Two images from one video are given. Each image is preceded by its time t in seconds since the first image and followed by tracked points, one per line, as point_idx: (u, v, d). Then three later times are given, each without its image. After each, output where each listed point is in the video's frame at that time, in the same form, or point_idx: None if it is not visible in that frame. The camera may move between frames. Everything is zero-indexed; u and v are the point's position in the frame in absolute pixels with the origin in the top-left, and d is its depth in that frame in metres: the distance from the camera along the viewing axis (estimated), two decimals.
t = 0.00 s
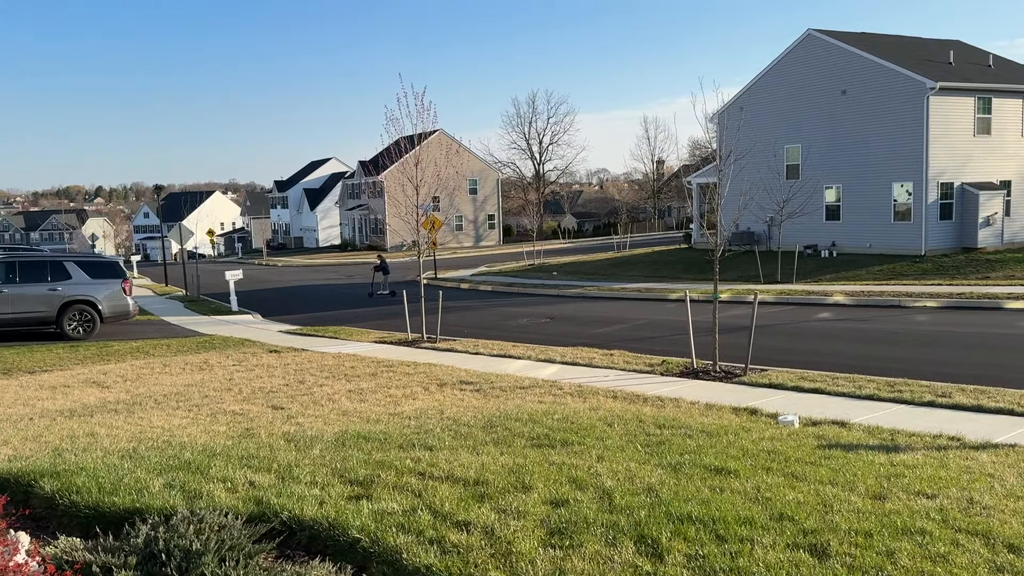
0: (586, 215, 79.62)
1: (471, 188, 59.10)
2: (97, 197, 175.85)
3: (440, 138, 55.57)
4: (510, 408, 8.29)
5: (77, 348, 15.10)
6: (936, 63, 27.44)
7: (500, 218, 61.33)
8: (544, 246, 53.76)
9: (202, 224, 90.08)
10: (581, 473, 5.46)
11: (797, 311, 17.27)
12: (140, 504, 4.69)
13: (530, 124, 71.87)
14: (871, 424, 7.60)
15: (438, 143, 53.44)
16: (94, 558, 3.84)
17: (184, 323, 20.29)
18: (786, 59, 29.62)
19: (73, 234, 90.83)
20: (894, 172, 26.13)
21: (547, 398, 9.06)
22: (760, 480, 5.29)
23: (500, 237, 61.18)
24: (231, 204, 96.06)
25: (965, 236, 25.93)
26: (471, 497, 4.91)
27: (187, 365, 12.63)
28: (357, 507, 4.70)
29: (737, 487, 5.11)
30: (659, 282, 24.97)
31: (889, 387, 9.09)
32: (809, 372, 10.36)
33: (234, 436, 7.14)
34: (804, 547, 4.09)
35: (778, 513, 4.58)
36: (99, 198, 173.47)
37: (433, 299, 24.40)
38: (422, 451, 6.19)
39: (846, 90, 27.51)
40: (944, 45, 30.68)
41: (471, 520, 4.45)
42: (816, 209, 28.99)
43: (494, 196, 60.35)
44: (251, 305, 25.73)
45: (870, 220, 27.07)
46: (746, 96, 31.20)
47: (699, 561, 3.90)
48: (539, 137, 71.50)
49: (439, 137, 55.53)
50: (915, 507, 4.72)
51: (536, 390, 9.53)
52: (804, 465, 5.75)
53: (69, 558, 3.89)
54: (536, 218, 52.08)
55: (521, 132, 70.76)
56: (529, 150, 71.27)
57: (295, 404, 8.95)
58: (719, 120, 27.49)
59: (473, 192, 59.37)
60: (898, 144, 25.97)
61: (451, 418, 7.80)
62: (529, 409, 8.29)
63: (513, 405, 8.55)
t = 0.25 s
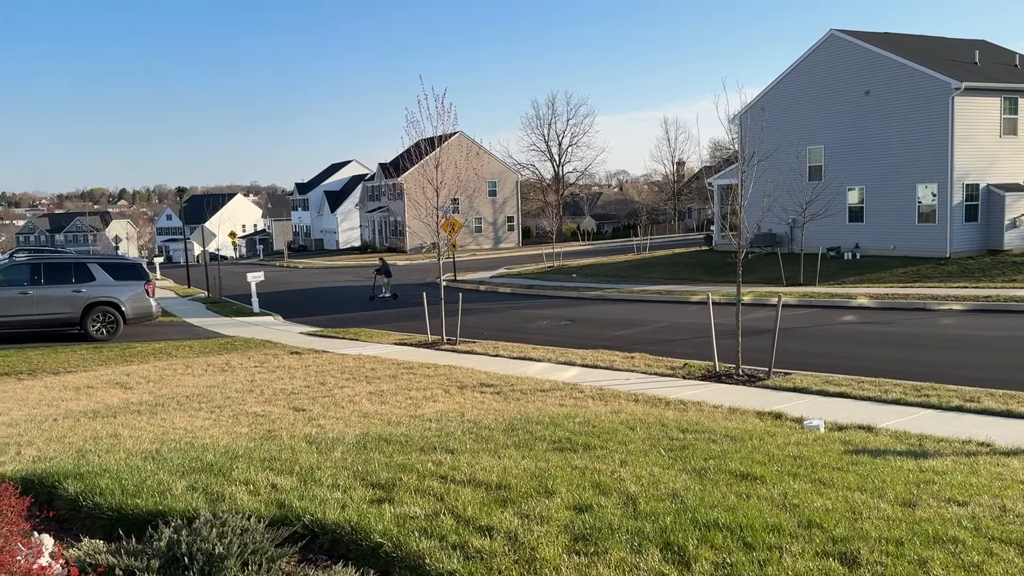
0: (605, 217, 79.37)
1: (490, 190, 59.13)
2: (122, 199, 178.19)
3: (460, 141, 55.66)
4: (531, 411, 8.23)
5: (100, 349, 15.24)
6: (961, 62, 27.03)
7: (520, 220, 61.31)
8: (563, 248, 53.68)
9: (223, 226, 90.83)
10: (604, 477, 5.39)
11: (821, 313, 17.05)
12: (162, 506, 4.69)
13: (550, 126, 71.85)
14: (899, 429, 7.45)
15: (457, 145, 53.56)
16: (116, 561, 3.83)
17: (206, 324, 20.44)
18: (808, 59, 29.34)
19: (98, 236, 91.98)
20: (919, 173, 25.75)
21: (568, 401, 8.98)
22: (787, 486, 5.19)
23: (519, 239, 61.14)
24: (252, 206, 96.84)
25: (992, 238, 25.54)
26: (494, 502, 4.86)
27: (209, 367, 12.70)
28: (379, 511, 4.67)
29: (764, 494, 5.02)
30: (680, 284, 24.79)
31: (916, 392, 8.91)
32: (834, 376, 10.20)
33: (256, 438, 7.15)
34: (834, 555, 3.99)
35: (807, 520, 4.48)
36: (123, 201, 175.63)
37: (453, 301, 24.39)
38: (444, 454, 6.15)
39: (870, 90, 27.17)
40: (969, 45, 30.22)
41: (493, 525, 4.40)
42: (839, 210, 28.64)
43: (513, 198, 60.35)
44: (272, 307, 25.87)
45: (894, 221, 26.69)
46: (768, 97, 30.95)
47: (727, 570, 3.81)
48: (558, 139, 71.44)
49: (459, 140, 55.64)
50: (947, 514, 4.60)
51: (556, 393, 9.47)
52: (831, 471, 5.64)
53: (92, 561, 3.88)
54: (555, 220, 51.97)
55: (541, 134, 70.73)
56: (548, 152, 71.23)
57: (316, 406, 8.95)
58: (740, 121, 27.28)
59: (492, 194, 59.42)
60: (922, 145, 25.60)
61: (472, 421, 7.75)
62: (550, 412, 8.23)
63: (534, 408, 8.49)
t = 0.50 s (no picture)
0: (625, 219, 79.15)
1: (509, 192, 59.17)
2: (146, 201, 180.72)
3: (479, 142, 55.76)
4: (551, 414, 8.20)
5: (124, 349, 15.44)
6: (987, 62, 26.61)
7: (539, 222, 61.29)
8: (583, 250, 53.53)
9: (246, 228, 91.73)
10: (625, 482, 5.36)
11: (844, 316, 16.84)
12: (185, 508, 4.73)
13: (570, 128, 71.80)
14: (924, 434, 7.33)
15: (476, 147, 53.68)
16: (138, 563, 3.86)
17: (228, 325, 20.64)
18: (831, 60, 29.04)
19: (123, 237, 93.37)
20: (944, 175, 25.37)
21: (588, 404, 8.94)
22: (811, 492, 5.12)
23: (539, 240, 61.09)
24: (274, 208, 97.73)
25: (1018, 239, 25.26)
26: (514, 506, 4.84)
27: (230, 368, 12.82)
28: (399, 514, 4.67)
29: (787, 500, 4.96)
30: (700, 286, 24.63)
31: (942, 397, 8.77)
32: (857, 380, 10.07)
33: (277, 439, 7.19)
34: (859, 564, 3.92)
35: (832, 527, 4.41)
36: (147, 203, 177.91)
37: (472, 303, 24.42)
38: (464, 457, 6.14)
39: (893, 91, 26.82)
40: (996, 44, 29.74)
41: (514, 530, 4.38)
42: (862, 212, 28.29)
43: (533, 199, 60.34)
44: (293, 308, 26.06)
45: (919, 223, 26.32)
46: (790, 97, 30.67)
47: None
48: (578, 140, 71.36)
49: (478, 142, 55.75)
50: (975, 522, 4.50)
51: (576, 396, 9.43)
52: (855, 477, 5.55)
53: (115, 562, 3.91)
54: (575, 222, 51.88)
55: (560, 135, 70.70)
56: (568, 154, 71.17)
57: (337, 408, 9.00)
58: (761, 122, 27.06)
59: (512, 196, 59.45)
60: (947, 146, 25.22)
61: (492, 424, 7.75)
62: (569, 414, 8.21)
63: (554, 411, 8.47)
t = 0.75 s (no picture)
0: (647, 220, 78.80)
1: (531, 193, 59.18)
2: (173, 202, 183.26)
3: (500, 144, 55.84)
4: (570, 416, 8.19)
5: (149, 349, 15.67)
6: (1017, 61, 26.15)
7: (560, 223, 61.24)
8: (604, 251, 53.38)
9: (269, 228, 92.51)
10: (643, 485, 5.34)
11: (868, 319, 16.62)
12: (205, 507, 4.79)
13: (591, 129, 71.68)
14: (949, 439, 7.22)
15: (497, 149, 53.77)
16: (159, 562, 3.91)
17: (252, 326, 20.85)
18: (855, 59, 28.70)
19: (149, 238, 94.77)
20: (972, 176, 24.97)
21: (607, 406, 8.92)
22: (831, 497, 5.06)
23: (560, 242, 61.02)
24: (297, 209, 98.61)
25: None
26: (532, 508, 4.84)
27: (253, 368, 12.96)
28: (417, 515, 4.68)
29: (807, 505, 4.90)
30: (722, 288, 24.45)
31: (967, 401, 8.62)
32: (881, 384, 9.94)
33: (298, 439, 7.26)
34: (880, 570, 3.86)
35: (853, 533, 4.36)
36: (173, 204, 180.23)
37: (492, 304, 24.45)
38: (482, 459, 6.15)
39: (919, 91, 26.44)
40: None
41: (531, 532, 4.38)
42: (887, 213, 27.91)
43: (554, 200, 60.31)
44: (315, 309, 26.27)
45: (946, 225, 25.92)
46: (814, 98, 30.35)
47: None
48: (599, 141, 71.21)
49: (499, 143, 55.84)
50: (999, 529, 4.42)
51: (595, 398, 9.40)
52: (878, 482, 5.48)
53: (136, 561, 3.98)
54: (596, 223, 51.76)
55: (582, 136, 70.58)
56: (589, 155, 71.04)
57: (357, 408, 9.06)
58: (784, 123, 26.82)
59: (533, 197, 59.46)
60: (975, 146, 24.81)
61: (511, 425, 7.75)
62: (589, 417, 8.19)
63: (573, 413, 8.45)
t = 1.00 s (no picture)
0: (668, 220, 78.38)
1: (551, 193, 59.15)
2: (198, 202, 185.63)
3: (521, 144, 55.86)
4: (587, 417, 8.19)
5: (173, 347, 15.90)
6: None
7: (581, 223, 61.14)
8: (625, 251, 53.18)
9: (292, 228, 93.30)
10: (657, 486, 5.34)
11: (892, 321, 16.42)
12: (223, 504, 4.87)
13: (613, 129, 71.46)
14: (971, 442, 7.13)
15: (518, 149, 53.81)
16: (176, 557, 3.99)
17: (274, 325, 21.08)
18: (879, 58, 28.34)
19: (175, 238, 96.10)
20: (999, 176, 24.57)
21: (625, 407, 8.91)
22: (847, 499, 5.03)
23: (580, 242, 60.91)
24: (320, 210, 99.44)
25: None
26: (545, 507, 4.87)
27: (274, 366, 13.11)
28: (431, 513, 4.73)
29: (822, 507, 4.88)
30: (744, 289, 24.28)
31: (990, 404, 8.50)
32: (903, 386, 9.84)
33: (316, 437, 7.34)
34: (893, 572, 3.84)
35: (867, 535, 4.33)
36: (198, 205, 182.45)
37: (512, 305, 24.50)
38: (497, 458, 6.18)
39: (944, 90, 26.06)
40: None
41: (543, 531, 4.41)
42: (912, 214, 27.53)
43: (575, 201, 60.22)
44: (337, 308, 26.48)
45: (972, 226, 25.52)
46: (837, 97, 30.02)
47: None
48: (621, 141, 70.97)
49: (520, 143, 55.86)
50: (1016, 532, 4.37)
51: (613, 399, 9.40)
52: (895, 484, 5.43)
53: (153, 555, 4.07)
54: (617, 223, 51.60)
55: (603, 136, 70.43)
56: (610, 155, 70.83)
57: (375, 407, 9.14)
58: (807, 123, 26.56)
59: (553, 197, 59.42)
60: (1002, 146, 24.41)
61: (527, 425, 7.78)
62: (605, 417, 8.20)
63: (590, 414, 8.45)
